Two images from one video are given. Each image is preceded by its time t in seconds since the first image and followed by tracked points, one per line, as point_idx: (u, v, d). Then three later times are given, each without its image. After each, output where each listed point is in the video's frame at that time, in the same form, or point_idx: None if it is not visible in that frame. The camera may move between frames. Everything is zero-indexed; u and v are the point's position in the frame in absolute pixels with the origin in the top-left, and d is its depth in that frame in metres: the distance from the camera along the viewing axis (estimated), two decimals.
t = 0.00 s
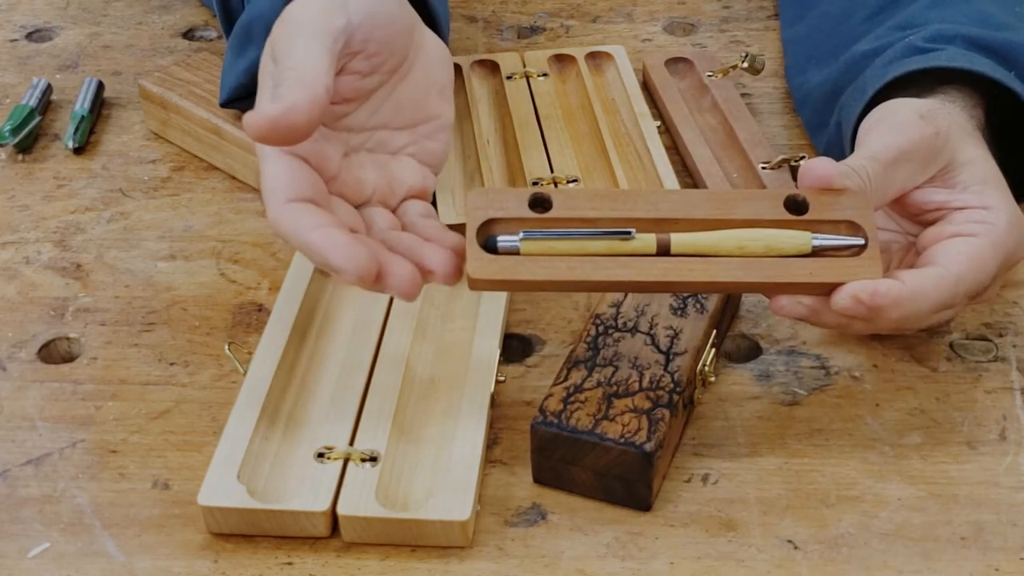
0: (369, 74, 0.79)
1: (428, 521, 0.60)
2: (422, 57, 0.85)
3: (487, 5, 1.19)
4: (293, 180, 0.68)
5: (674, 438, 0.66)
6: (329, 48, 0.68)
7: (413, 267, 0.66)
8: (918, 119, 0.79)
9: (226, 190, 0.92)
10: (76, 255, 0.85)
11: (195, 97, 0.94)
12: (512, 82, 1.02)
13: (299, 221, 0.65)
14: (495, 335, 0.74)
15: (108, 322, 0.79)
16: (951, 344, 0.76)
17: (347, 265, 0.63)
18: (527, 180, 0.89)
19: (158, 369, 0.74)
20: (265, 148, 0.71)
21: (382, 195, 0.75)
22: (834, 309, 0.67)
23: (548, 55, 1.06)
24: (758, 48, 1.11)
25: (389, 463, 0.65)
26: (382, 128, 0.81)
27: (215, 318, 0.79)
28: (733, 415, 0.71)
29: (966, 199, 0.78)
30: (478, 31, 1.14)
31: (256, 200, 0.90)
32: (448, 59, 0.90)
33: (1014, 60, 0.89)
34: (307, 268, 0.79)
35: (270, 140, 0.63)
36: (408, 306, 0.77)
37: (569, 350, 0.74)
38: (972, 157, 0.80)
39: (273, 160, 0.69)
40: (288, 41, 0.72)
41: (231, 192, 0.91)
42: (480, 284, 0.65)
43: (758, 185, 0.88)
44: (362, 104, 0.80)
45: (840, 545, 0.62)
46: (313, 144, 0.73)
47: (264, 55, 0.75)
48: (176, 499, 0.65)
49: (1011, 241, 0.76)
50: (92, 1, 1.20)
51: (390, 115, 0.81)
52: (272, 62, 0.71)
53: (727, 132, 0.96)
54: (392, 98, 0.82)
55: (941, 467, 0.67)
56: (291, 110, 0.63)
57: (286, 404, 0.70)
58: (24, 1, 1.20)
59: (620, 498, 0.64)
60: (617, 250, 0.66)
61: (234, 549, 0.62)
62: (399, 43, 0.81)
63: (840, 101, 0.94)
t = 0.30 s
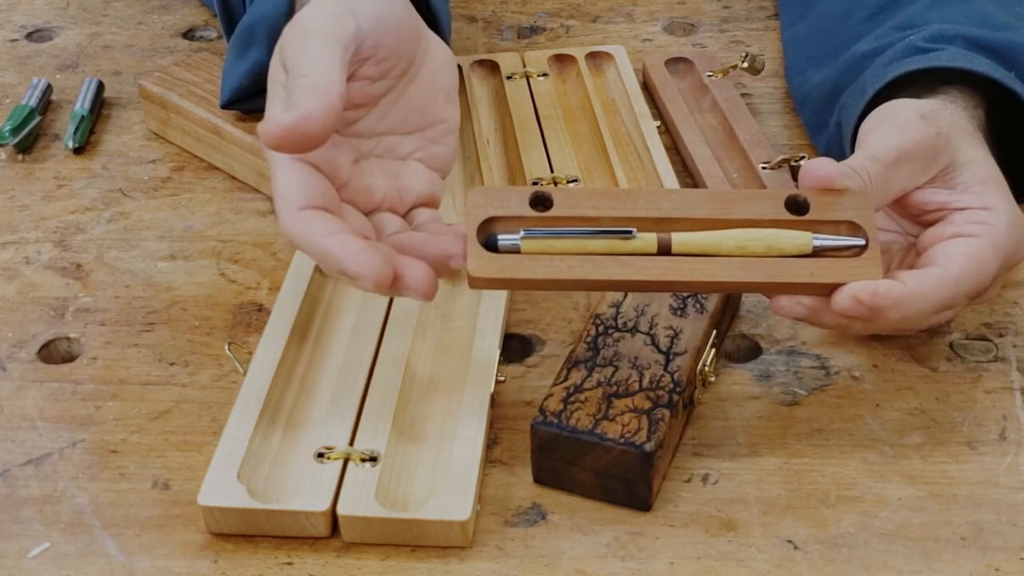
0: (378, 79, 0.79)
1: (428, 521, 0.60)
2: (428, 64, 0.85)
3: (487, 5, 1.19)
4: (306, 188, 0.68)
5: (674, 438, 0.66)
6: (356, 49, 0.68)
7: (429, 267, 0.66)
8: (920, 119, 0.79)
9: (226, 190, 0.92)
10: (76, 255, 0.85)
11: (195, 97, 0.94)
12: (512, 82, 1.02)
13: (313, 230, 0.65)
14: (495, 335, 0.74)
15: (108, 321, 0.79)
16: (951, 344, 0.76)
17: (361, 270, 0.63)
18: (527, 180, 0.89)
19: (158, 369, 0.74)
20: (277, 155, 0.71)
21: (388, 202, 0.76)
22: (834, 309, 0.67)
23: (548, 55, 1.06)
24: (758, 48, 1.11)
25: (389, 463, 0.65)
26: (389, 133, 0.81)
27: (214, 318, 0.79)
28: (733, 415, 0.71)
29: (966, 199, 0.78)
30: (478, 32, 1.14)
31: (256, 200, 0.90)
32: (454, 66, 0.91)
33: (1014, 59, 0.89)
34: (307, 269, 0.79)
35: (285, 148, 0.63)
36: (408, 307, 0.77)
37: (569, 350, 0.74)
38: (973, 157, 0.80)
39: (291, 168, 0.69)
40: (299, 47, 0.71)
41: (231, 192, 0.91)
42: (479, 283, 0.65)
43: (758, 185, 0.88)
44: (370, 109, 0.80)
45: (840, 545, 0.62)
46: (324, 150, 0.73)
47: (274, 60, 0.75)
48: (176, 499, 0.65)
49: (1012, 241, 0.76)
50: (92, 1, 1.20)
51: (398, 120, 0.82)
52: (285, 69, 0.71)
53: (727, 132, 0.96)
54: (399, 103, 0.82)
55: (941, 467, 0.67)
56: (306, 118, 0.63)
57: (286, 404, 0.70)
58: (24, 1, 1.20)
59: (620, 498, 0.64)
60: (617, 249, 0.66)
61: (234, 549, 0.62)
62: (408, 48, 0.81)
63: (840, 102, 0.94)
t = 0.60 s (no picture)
0: (376, 75, 0.79)
1: (428, 521, 0.60)
2: (428, 63, 0.85)
3: (487, 5, 1.19)
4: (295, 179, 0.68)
5: (674, 438, 0.66)
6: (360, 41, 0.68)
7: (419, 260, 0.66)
8: (920, 120, 0.79)
9: (226, 190, 0.92)
10: (76, 255, 0.85)
11: (196, 97, 0.94)
12: (512, 82, 1.02)
13: (302, 219, 0.65)
14: (494, 336, 0.74)
15: (109, 321, 0.79)
16: (951, 344, 0.76)
17: (350, 263, 0.63)
18: (527, 181, 0.89)
19: (158, 369, 0.74)
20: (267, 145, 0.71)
21: (386, 197, 0.76)
22: (834, 309, 0.67)
23: (548, 55, 1.06)
24: (759, 48, 1.11)
25: (389, 463, 0.65)
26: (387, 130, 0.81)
27: (215, 318, 0.79)
28: (733, 415, 0.71)
29: (966, 199, 0.78)
30: (478, 32, 1.14)
31: (256, 201, 0.90)
32: (453, 64, 0.91)
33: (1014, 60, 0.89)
34: (307, 269, 0.79)
35: (281, 141, 0.63)
36: (409, 306, 0.77)
37: (569, 350, 0.74)
38: (973, 157, 0.80)
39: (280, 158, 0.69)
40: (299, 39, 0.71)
41: (231, 192, 0.91)
42: (479, 284, 0.65)
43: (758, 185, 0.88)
44: (368, 104, 0.80)
45: (840, 545, 0.62)
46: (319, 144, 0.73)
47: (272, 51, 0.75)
48: (176, 499, 0.65)
49: (1012, 241, 0.76)
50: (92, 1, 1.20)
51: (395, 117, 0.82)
52: (283, 62, 0.71)
53: (727, 132, 0.96)
54: (398, 100, 0.82)
55: (942, 467, 0.67)
56: (304, 111, 0.63)
57: (286, 404, 0.70)
58: (24, 1, 1.20)
59: (620, 498, 0.64)
60: (618, 252, 0.66)
61: (235, 549, 0.62)
62: (407, 44, 0.81)
63: (839, 102, 0.94)
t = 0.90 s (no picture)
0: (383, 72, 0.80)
1: (428, 522, 0.60)
2: (431, 61, 0.85)
3: (486, 5, 1.19)
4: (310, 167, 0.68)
5: (674, 438, 0.66)
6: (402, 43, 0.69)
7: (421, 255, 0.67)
8: (921, 120, 0.79)
9: (226, 190, 0.92)
10: (76, 255, 0.85)
11: (196, 97, 0.94)
12: (512, 82, 1.02)
13: (308, 210, 0.65)
14: (494, 336, 0.74)
15: (108, 321, 0.79)
16: (951, 344, 0.76)
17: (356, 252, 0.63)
18: (527, 181, 0.89)
19: (158, 369, 0.74)
20: (272, 130, 0.70)
21: (384, 193, 0.75)
22: (835, 308, 0.67)
23: (548, 55, 1.06)
24: (759, 48, 1.11)
25: (389, 463, 0.65)
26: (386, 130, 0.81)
27: (215, 318, 0.79)
28: (733, 415, 0.71)
29: (967, 200, 0.78)
30: (478, 31, 1.14)
31: (256, 201, 0.90)
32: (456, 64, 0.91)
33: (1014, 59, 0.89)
34: (307, 269, 0.79)
35: (304, 135, 0.63)
36: (409, 305, 0.77)
37: (569, 351, 0.74)
38: (973, 157, 0.80)
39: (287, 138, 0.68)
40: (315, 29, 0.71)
41: (231, 192, 0.91)
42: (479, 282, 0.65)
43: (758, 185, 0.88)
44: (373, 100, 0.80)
45: (840, 545, 0.62)
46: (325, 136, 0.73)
47: (286, 42, 0.75)
48: (176, 499, 0.65)
49: (1013, 242, 0.76)
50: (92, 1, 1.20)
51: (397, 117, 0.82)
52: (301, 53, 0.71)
53: (727, 132, 0.96)
54: (402, 97, 0.82)
55: (942, 467, 0.67)
56: (331, 106, 0.63)
57: (286, 404, 0.70)
58: (24, 0, 1.20)
59: (620, 498, 0.64)
60: (619, 249, 0.66)
61: (234, 549, 0.62)
62: (413, 40, 0.81)
63: (839, 102, 0.94)
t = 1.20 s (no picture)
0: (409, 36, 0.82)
1: (428, 522, 0.61)
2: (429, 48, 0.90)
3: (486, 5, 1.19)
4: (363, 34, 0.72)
5: (674, 438, 0.66)
6: None
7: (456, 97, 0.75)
8: (924, 121, 0.80)
9: (226, 190, 0.92)
10: (76, 255, 0.85)
11: (195, 97, 0.94)
12: (512, 82, 1.02)
13: None
14: (494, 337, 0.73)
15: (109, 321, 0.79)
16: (951, 344, 0.76)
17: None
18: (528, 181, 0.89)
19: (158, 369, 0.74)
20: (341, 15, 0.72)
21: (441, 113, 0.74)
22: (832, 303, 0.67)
23: (548, 55, 1.06)
24: (759, 48, 1.10)
25: (389, 463, 0.65)
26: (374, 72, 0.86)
27: (215, 318, 0.79)
28: (733, 415, 0.71)
29: (968, 202, 0.78)
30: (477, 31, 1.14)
31: (256, 201, 0.90)
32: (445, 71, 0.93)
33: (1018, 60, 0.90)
34: (307, 269, 0.79)
35: None
36: (409, 304, 0.76)
37: (569, 351, 0.74)
38: (975, 161, 0.80)
39: None
40: None
41: (231, 192, 0.91)
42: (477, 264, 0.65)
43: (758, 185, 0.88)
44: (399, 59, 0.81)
45: (840, 545, 0.62)
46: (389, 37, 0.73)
47: None
48: (176, 499, 0.65)
49: (1014, 245, 0.76)
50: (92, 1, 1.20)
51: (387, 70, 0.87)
52: None
53: (727, 131, 0.96)
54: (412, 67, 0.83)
55: (942, 468, 0.67)
56: None
57: (286, 404, 0.70)
58: (24, 1, 1.20)
59: (620, 497, 0.64)
60: (618, 237, 0.66)
61: (234, 549, 0.62)
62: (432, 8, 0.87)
63: (843, 101, 0.94)
